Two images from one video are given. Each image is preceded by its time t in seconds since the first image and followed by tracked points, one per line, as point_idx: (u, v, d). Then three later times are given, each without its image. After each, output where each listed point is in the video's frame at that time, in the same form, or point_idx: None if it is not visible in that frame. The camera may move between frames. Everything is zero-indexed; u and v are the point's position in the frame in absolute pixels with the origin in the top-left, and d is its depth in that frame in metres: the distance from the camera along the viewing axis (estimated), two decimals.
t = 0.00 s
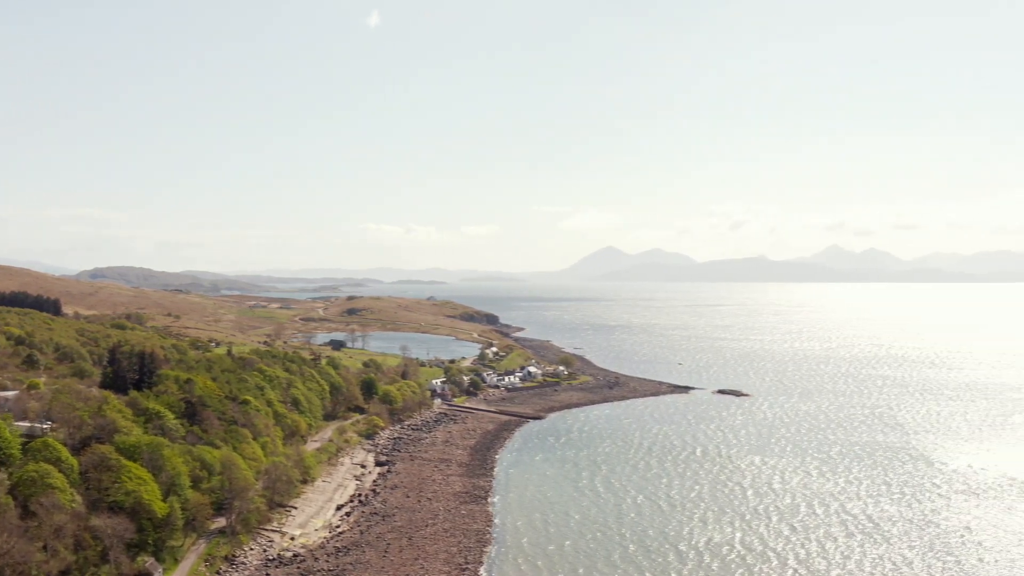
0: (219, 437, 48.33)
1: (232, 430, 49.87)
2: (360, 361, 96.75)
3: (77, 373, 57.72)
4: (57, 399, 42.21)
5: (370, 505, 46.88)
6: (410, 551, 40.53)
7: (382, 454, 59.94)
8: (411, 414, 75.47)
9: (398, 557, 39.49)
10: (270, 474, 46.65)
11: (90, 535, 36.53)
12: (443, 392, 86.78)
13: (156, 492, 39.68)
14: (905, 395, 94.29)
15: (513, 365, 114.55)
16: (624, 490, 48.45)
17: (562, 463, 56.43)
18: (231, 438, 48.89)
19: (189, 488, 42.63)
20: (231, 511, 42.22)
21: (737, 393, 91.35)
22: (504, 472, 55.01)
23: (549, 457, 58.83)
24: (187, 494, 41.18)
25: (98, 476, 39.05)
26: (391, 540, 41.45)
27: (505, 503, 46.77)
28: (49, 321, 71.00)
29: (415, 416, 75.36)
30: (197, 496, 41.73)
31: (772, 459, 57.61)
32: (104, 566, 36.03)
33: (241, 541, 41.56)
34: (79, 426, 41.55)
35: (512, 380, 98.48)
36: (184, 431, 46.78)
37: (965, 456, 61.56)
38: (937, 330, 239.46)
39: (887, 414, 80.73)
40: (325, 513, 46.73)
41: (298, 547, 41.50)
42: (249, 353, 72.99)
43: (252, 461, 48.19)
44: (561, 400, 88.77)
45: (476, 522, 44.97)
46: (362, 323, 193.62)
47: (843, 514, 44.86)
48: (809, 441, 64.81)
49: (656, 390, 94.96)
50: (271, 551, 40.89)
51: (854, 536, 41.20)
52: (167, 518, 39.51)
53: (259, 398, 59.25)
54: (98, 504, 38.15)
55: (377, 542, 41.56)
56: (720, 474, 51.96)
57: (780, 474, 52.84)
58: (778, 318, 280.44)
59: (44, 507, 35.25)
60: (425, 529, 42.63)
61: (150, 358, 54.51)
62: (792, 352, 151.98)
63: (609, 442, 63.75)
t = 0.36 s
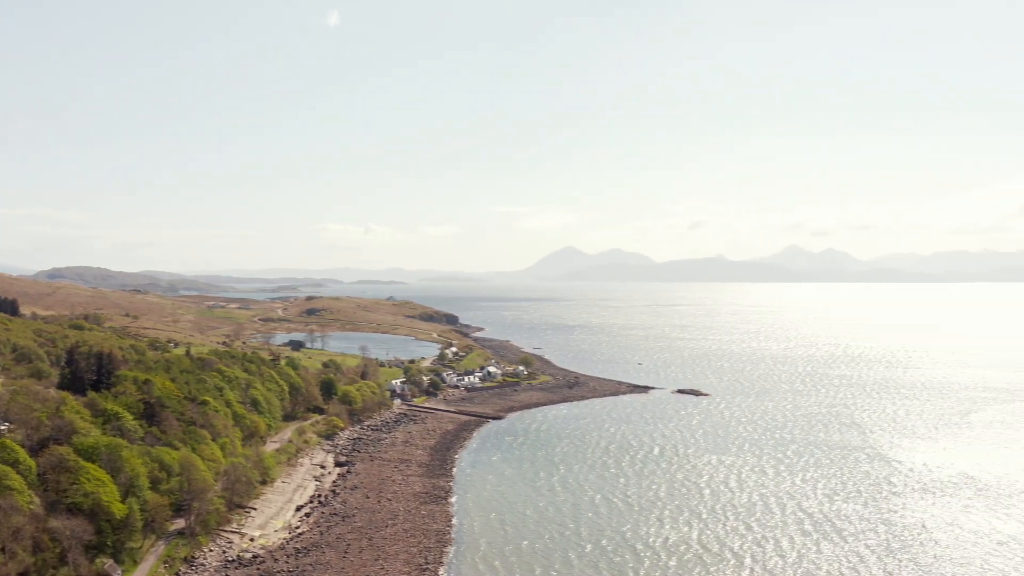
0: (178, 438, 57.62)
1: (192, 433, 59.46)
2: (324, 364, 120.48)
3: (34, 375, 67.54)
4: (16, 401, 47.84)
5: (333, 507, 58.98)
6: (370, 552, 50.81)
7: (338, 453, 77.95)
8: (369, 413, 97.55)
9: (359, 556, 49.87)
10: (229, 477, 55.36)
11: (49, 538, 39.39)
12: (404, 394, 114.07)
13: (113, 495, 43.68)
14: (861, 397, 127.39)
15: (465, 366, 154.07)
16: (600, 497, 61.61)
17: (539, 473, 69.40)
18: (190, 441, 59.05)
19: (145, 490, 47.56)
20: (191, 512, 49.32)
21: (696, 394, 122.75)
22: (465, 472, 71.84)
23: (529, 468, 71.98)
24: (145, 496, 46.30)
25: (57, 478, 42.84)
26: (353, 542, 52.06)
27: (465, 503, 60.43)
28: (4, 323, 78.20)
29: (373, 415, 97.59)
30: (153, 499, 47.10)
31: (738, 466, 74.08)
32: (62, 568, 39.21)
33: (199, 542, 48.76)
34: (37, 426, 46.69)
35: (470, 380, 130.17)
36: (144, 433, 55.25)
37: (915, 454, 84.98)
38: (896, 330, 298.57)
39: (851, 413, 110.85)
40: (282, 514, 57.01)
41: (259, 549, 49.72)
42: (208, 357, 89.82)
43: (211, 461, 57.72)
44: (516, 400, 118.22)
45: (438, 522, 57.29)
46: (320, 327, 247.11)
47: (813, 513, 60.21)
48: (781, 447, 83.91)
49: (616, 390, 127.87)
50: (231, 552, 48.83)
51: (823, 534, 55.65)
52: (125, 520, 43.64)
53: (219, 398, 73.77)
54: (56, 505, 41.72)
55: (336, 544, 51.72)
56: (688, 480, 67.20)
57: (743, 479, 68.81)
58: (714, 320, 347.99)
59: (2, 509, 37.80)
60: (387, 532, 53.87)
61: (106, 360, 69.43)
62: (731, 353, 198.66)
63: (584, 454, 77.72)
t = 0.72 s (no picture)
0: (135, 439, 67.17)
1: (150, 434, 69.31)
2: (282, 365, 133.40)
3: None
4: None
5: (291, 506, 71.41)
6: (330, 552, 61.04)
7: (295, 453, 90.21)
8: (329, 413, 111.78)
9: (322, 557, 59.86)
10: (188, 478, 65.23)
11: (8, 542, 46.72)
12: (363, 394, 129.08)
13: (68, 496, 51.74)
14: (819, 395, 134.09)
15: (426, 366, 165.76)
16: (563, 501, 75.24)
17: (508, 479, 83.43)
18: (149, 442, 68.65)
19: (102, 493, 55.78)
20: (150, 513, 57.86)
21: (655, 394, 136.89)
22: (427, 473, 86.53)
23: (502, 473, 86.16)
24: (100, 497, 54.61)
25: (15, 480, 50.48)
26: (314, 544, 61.89)
27: (427, 506, 73.90)
28: None
29: (332, 416, 111.73)
30: (111, 501, 55.47)
31: (694, 468, 85.76)
32: (22, 568, 46.68)
33: (158, 543, 57.34)
34: None
35: (430, 381, 147.02)
36: (103, 434, 65.01)
37: (870, 452, 91.70)
38: (860, 330, 302.83)
39: (807, 412, 118.30)
40: (241, 515, 66.69)
41: (219, 551, 58.80)
42: (167, 357, 100.51)
43: (169, 463, 67.34)
44: (475, 399, 133.86)
45: (400, 523, 69.47)
46: (279, 326, 254.49)
47: (769, 513, 69.28)
48: (737, 449, 94.24)
49: (575, 389, 142.81)
50: (190, 553, 57.85)
51: (772, 530, 65.29)
52: (82, 522, 52.08)
53: (177, 399, 84.61)
54: (15, 508, 49.26)
55: (297, 545, 61.36)
56: (646, 483, 80.01)
57: (700, 481, 80.40)
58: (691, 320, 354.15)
59: None
60: (345, 533, 65.04)
61: (65, 361, 81.16)
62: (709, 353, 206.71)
63: (545, 457, 92.86)
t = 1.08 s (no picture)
0: (94, 440, 69.13)
1: (109, 435, 71.18)
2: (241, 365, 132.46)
3: None
4: None
5: (251, 508, 73.14)
6: (289, 553, 62.72)
7: (255, 455, 91.65)
8: (287, 415, 112.30)
9: (281, 557, 61.77)
10: (147, 480, 67.60)
11: None
12: (324, 395, 128.49)
13: (29, 498, 53.72)
14: (774, 395, 138.02)
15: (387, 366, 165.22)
16: (525, 499, 76.62)
17: (465, 479, 84.00)
18: (108, 442, 70.58)
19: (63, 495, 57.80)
20: (109, 515, 60.35)
21: (613, 394, 139.13)
22: (385, 472, 87.49)
23: (458, 473, 86.76)
24: (60, 499, 56.69)
25: None
26: (273, 544, 63.99)
27: (386, 504, 75.40)
28: None
29: (291, 417, 112.15)
30: (70, 502, 57.49)
31: (652, 468, 87.65)
32: None
33: (117, 545, 59.60)
34: None
35: (390, 381, 146.03)
36: (61, 436, 67.10)
37: (827, 451, 95.64)
38: (817, 330, 311.23)
39: (765, 412, 121.61)
40: (199, 516, 69.21)
41: (177, 552, 61.12)
42: (124, 358, 101.18)
43: (127, 465, 69.14)
44: (434, 399, 133.44)
45: (359, 523, 70.57)
46: (238, 326, 250.55)
47: (728, 516, 71.10)
48: (696, 450, 96.04)
49: (533, 389, 143.81)
50: (148, 555, 60.15)
51: (735, 530, 67.37)
52: (43, 523, 54.33)
53: (136, 399, 85.86)
54: None
55: (256, 546, 63.54)
56: (603, 481, 82.26)
57: (657, 481, 82.39)
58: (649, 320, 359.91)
59: None
60: (304, 533, 67.49)
61: (22, 363, 80.19)
62: (667, 353, 210.26)
63: (503, 457, 93.47)
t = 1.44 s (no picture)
0: (52, 442, 68.79)
1: (67, 437, 70.91)
2: (199, 365, 129.82)
3: None
4: None
5: (210, 508, 73.03)
6: (248, 554, 62.91)
7: (213, 455, 90.66)
8: (246, 415, 110.37)
9: (237, 558, 61.94)
10: (106, 481, 67.77)
11: None
12: (283, 395, 126.27)
13: None
14: (732, 395, 141.69)
15: (348, 366, 163.34)
16: (485, 498, 77.22)
17: (421, 479, 83.85)
18: (66, 442, 70.41)
19: (20, 496, 57.37)
20: (68, 517, 60.58)
21: (573, 393, 140.87)
22: (342, 475, 86.38)
23: (414, 473, 86.47)
24: (18, 501, 56.41)
25: None
26: (232, 546, 64.27)
27: (343, 505, 75.23)
28: None
29: (250, 418, 110.13)
30: (28, 504, 57.32)
31: (611, 468, 89.20)
32: None
33: (75, 547, 60.02)
34: None
35: (350, 380, 144.39)
36: (19, 437, 66.97)
37: (785, 450, 99.14)
38: (776, 330, 319.63)
39: (724, 411, 125.12)
40: (159, 517, 69.37)
41: (136, 553, 61.51)
42: (83, 358, 99.17)
43: (86, 465, 68.31)
44: (393, 399, 132.52)
45: (319, 523, 70.49)
46: (197, 327, 244.43)
47: (685, 515, 73.14)
48: (655, 450, 97.95)
49: (493, 389, 144.28)
50: (108, 556, 60.54)
51: (696, 530, 69.24)
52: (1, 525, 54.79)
53: (94, 400, 84.63)
54: None
55: (215, 547, 63.71)
56: (563, 481, 83.51)
57: (614, 480, 84.08)
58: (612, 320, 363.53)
59: None
60: (263, 533, 67.76)
61: None
62: (629, 353, 213.48)
63: (460, 457, 93.83)
